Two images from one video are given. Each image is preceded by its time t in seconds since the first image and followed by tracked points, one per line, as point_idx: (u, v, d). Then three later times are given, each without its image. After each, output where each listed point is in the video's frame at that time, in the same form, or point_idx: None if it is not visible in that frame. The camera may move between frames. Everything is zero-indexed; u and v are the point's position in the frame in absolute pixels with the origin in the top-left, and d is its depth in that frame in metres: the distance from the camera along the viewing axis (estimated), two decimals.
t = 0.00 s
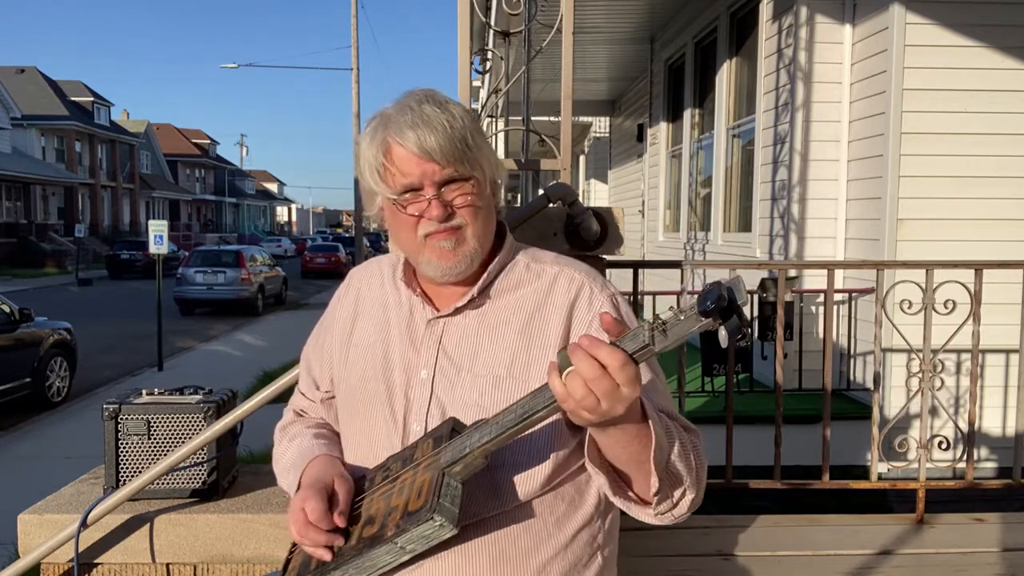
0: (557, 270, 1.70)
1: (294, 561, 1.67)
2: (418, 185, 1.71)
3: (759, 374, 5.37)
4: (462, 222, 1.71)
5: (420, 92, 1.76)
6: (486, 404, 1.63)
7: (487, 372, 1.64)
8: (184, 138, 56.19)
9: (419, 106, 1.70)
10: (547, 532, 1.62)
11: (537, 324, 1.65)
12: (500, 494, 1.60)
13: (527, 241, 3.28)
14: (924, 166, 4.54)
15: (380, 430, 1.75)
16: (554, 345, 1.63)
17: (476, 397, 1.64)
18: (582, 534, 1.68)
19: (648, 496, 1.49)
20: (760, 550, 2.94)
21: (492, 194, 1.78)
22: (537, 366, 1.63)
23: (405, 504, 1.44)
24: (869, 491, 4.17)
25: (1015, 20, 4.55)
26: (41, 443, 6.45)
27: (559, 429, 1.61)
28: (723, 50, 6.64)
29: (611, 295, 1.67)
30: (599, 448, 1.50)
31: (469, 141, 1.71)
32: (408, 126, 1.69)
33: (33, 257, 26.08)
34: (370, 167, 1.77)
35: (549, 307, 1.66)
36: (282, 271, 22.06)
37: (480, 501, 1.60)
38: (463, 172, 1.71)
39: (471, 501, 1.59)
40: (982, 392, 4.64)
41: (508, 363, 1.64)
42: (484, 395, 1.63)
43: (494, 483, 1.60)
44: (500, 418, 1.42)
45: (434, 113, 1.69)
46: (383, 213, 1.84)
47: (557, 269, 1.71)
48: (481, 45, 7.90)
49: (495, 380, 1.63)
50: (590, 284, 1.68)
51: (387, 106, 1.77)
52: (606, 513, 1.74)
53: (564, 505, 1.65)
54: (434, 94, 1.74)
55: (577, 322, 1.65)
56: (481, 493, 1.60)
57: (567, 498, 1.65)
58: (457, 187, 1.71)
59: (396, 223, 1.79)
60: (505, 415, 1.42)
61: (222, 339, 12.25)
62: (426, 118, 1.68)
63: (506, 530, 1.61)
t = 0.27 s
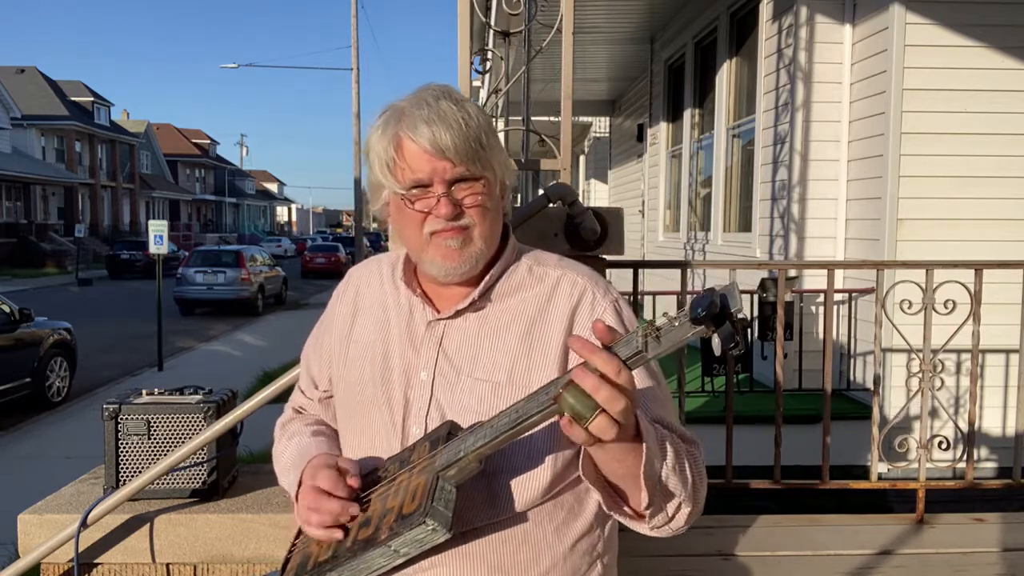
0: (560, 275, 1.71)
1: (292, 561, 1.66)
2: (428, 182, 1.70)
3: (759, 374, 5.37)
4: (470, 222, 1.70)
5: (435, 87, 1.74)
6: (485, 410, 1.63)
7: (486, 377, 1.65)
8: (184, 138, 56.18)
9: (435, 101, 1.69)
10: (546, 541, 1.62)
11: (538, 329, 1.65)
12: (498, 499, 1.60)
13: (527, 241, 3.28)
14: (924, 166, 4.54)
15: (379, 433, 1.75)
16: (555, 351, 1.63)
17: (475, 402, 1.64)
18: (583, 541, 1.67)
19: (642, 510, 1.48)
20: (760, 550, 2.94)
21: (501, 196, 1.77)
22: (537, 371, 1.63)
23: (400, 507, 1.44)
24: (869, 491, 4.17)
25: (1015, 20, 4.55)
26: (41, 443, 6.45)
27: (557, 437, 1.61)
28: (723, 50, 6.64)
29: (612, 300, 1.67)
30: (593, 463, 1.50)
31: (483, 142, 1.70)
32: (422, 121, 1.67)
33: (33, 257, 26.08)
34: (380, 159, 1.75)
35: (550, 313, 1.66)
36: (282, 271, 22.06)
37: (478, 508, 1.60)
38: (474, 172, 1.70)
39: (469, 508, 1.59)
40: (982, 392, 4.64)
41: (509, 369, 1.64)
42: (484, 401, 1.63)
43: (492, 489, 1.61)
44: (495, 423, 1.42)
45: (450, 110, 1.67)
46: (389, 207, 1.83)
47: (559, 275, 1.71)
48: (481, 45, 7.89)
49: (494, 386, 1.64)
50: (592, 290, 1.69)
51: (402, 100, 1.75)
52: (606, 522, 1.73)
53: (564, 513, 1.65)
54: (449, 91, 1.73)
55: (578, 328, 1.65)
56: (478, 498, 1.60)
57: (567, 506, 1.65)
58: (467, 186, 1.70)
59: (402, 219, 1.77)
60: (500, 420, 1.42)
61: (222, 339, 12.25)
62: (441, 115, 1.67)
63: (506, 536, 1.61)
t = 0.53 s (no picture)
0: (564, 281, 1.69)
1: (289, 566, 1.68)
2: (438, 181, 1.69)
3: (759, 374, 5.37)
4: (477, 224, 1.70)
5: (452, 84, 1.74)
6: (487, 421, 1.63)
7: (488, 387, 1.64)
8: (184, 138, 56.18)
9: (452, 98, 1.68)
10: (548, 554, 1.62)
11: (541, 337, 1.64)
12: (499, 513, 1.60)
13: (527, 241, 3.29)
14: (924, 166, 4.54)
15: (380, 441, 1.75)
16: (558, 359, 1.62)
17: (477, 411, 1.64)
18: (583, 553, 1.67)
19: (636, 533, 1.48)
20: (760, 550, 2.94)
21: (510, 200, 1.77)
22: (540, 381, 1.62)
23: (397, 526, 1.45)
24: (869, 491, 4.17)
25: (1015, 20, 4.55)
26: (41, 443, 6.45)
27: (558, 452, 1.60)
28: (723, 50, 6.64)
29: (617, 308, 1.65)
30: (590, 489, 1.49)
31: (497, 143, 1.70)
32: (438, 117, 1.66)
33: (33, 257, 26.08)
34: (390, 155, 1.74)
35: (553, 320, 1.65)
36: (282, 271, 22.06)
37: (478, 522, 1.60)
38: (486, 173, 1.69)
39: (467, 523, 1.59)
40: (982, 392, 4.64)
41: (511, 379, 1.63)
42: (485, 412, 1.63)
43: (491, 503, 1.61)
44: (495, 447, 1.41)
45: (467, 108, 1.67)
46: (395, 204, 1.82)
47: (563, 280, 1.69)
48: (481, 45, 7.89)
49: (496, 396, 1.63)
50: (597, 296, 1.67)
51: (417, 95, 1.74)
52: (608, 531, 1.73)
53: (566, 523, 1.65)
54: (466, 89, 1.72)
55: (582, 336, 1.64)
56: (477, 515, 1.60)
57: (570, 516, 1.65)
58: (477, 187, 1.70)
59: (409, 216, 1.76)
60: (501, 445, 1.41)
61: (222, 339, 12.25)
62: (458, 113, 1.66)
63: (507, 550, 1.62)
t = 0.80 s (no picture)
0: (573, 292, 1.68)
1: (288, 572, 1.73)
2: (456, 180, 1.66)
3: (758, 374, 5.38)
4: (492, 229, 1.68)
5: (476, 82, 1.71)
6: (491, 434, 1.62)
7: (494, 400, 1.63)
8: (184, 138, 56.20)
9: (478, 97, 1.65)
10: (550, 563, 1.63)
11: (549, 351, 1.64)
12: (501, 528, 1.60)
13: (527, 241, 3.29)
14: (924, 166, 4.54)
15: (380, 449, 1.75)
16: (566, 374, 1.62)
17: (481, 424, 1.63)
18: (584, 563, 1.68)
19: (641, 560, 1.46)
20: (760, 550, 2.94)
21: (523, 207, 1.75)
22: (546, 396, 1.62)
23: (398, 543, 1.47)
24: (869, 491, 4.17)
25: (1015, 20, 4.55)
26: (41, 443, 6.45)
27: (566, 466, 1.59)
28: (723, 50, 6.64)
29: (627, 324, 1.65)
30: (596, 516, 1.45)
31: (518, 146, 1.68)
32: (462, 114, 1.63)
33: (33, 257, 26.07)
34: (405, 149, 1.71)
35: (561, 335, 1.65)
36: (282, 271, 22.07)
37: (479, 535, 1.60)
38: (505, 176, 1.67)
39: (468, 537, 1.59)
40: (982, 392, 4.64)
41: (518, 393, 1.62)
42: (490, 426, 1.62)
43: (493, 519, 1.60)
44: (500, 472, 1.43)
45: (492, 109, 1.64)
46: (405, 200, 1.78)
47: (572, 292, 1.69)
48: (481, 45, 7.90)
49: (502, 411, 1.62)
50: (607, 310, 1.67)
51: (439, 90, 1.70)
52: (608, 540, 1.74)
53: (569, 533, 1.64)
54: (491, 89, 1.70)
55: (591, 352, 1.64)
56: (479, 531, 1.60)
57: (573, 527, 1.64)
58: (495, 189, 1.67)
59: (420, 216, 1.73)
60: (506, 471, 1.42)
61: (222, 339, 12.25)
62: (482, 112, 1.63)
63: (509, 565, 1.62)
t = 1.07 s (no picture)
0: (580, 300, 1.68)
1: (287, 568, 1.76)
2: (469, 183, 1.65)
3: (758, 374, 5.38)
4: (503, 234, 1.67)
5: (490, 84, 1.70)
6: (494, 442, 1.62)
7: (498, 407, 1.63)
8: (184, 138, 56.19)
9: (493, 100, 1.65)
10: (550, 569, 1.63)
11: (554, 359, 1.64)
12: (502, 537, 1.60)
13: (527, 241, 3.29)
14: (924, 166, 4.54)
15: (382, 454, 1.74)
16: (571, 383, 1.62)
17: (484, 432, 1.63)
18: (584, 568, 1.68)
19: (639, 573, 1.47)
20: (760, 550, 2.94)
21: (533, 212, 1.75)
22: (551, 404, 1.61)
23: (396, 551, 1.49)
24: (869, 491, 4.17)
25: (1015, 20, 4.55)
26: (41, 444, 6.44)
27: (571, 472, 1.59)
28: (723, 50, 6.64)
29: (634, 334, 1.65)
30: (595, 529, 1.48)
31: (531, 150, 1.67)
32: (477, 116, 1.62)
33: (33, 257, 26.07)
34: (416, 150, 1.69)
35: (567, 343, 1.65)
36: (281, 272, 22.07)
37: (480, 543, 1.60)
38: (518, 181, 1.66)
39: (468, 545, 1.59)
40: (982, 392, 4.64)
41: (522, 402, 1.62)
42: (494, 433, 1.62)
43: (494, 528, 1.60)
44: (499, 485, 1.43)
45: (506, 112, 1.64)
46: (413, 201, 1.77)
47: (579, 299, 1.69)
48: (481, 45, 7.90)
49: (506, 419, 1.62)
50: (614, 318, 1.66)
51: (452, 91, 1.69)
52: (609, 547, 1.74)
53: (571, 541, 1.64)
54: (505, 92, 1.69)
55: (596, 362, 1.63)
56: (479, 540, 1.60)
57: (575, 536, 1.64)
58: (507, 193, 1.67)
59: (429, 218, 1.72)
60: (505, 483, 1.43)
61: (222, 339, 12.25)
62: (497, 115, 1.63)
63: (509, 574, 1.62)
